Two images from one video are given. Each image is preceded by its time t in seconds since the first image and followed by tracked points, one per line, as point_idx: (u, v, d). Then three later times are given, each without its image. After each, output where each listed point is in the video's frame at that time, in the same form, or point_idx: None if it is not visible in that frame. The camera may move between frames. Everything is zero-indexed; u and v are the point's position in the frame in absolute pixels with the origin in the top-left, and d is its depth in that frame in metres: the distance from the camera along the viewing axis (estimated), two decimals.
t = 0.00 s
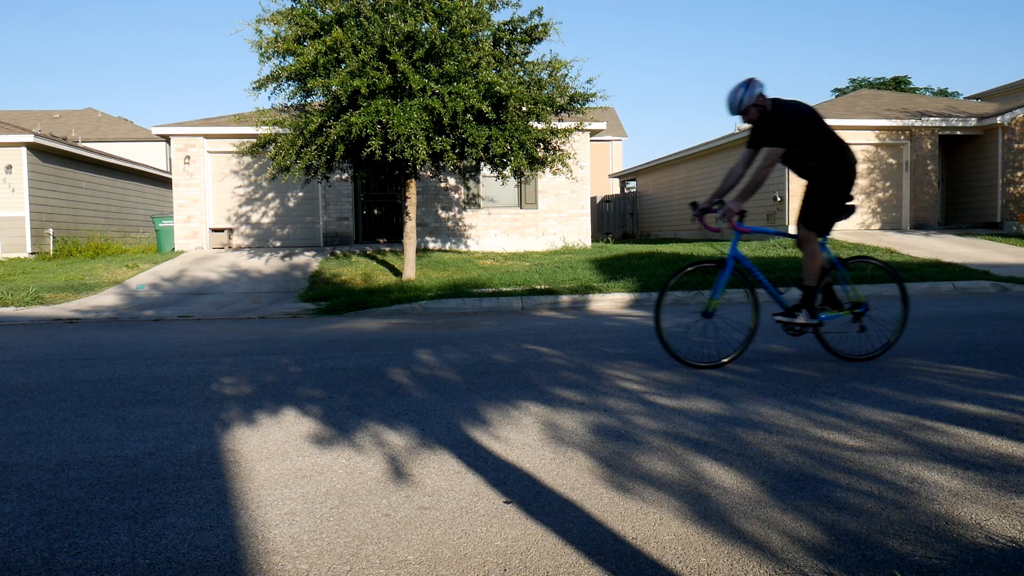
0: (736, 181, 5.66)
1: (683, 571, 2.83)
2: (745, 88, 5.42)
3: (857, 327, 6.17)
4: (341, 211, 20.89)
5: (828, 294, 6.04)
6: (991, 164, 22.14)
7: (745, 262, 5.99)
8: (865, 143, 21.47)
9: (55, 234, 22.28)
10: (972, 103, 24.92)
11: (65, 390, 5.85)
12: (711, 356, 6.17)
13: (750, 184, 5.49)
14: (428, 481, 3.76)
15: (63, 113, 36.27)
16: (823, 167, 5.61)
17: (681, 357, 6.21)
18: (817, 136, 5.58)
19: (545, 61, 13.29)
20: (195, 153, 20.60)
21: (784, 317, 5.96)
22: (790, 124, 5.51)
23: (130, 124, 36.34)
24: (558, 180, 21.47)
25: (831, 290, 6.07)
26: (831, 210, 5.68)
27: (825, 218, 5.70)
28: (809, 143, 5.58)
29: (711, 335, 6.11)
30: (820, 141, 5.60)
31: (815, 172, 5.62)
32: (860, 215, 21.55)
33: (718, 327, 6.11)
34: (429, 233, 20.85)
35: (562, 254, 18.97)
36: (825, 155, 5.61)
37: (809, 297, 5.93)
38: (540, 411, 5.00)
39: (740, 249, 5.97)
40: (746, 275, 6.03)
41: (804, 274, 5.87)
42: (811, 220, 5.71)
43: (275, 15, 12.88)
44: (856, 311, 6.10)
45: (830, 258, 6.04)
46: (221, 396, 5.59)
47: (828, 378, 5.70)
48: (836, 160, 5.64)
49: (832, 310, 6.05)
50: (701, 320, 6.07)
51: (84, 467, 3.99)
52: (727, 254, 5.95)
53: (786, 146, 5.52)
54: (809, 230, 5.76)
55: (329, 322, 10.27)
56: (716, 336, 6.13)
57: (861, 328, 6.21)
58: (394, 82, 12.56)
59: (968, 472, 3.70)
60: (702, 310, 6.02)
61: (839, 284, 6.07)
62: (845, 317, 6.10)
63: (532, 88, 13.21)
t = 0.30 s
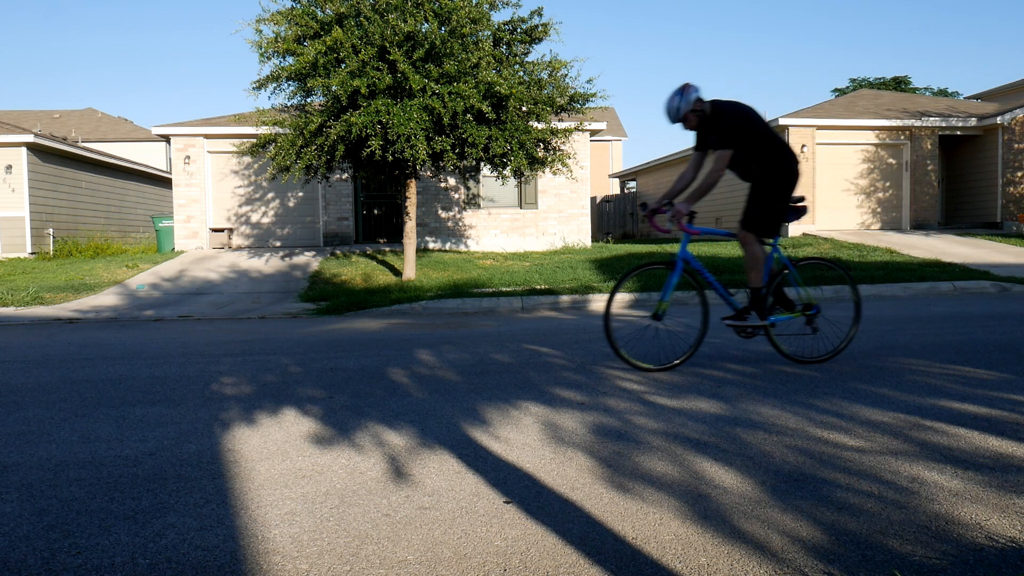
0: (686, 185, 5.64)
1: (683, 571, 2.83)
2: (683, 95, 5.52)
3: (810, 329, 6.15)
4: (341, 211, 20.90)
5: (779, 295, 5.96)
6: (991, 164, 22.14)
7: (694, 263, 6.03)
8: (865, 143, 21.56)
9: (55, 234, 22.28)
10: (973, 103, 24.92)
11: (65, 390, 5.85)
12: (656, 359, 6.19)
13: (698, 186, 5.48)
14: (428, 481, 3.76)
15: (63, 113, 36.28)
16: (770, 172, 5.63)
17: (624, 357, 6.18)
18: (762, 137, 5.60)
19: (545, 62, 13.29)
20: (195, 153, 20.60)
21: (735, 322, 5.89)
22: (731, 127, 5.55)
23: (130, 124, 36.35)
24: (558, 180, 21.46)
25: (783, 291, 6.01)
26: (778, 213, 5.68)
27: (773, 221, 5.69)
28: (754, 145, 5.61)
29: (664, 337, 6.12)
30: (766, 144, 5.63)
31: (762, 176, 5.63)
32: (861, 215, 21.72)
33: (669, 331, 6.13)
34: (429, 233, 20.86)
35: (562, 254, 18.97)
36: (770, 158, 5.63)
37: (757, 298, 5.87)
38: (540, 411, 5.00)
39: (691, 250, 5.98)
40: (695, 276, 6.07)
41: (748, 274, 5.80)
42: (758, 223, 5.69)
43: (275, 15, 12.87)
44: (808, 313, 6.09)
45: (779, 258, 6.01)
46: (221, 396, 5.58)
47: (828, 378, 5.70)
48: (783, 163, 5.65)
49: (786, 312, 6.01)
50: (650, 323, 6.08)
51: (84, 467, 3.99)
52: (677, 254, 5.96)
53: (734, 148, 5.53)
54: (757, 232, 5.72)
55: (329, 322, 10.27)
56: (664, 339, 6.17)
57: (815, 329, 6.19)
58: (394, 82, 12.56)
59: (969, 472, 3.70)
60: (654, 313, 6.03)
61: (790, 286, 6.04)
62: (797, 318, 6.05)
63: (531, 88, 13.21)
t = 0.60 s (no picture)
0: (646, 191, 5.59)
1: (683, 571, 2.82)
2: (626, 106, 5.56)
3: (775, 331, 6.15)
4: (341, 211, 20.91)
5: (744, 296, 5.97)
6: (991, 164, 22.15)
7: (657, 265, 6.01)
8: (865, 143, 21.56)
9: (55, 234, 22.28)
10: (973, 102, 24.92)
11: (65, 390, 5.86)
12: (615, 360, 6.14)
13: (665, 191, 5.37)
14: (428, 481, 3.76)
15: (62, 113, 36.29)
16: (727, 180, 5.59)
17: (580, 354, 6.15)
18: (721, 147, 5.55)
19: (544, 62, 13.29)
20: (195, 153, 20.61)
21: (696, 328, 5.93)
22: (690, 133, 5.48)
23: (130, 124, 36.37)
24: (558, 180, 21.46)
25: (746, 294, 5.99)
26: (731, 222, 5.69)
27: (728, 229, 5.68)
28: (712, 154, 5.54)
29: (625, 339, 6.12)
30: (724, 153, 5.57)
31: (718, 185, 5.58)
32: (860, 215, 21.75)
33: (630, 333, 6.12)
34: (429, 233, 20.87)
35: (562, 254, 18.97)
36: (727, 165, 5.58)
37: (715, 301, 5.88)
38: (540, 411, 5.00)
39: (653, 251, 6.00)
40: (660, 278, 6.09)
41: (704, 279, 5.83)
42: (714, 229, 5.62)
43: (275, 15, 12.87)
44: (773, 314, 6.10)
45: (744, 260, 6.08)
46: (221, 396, 5.59)
47: (828, 378, 5.70)
48: (739, 172, 5.62)
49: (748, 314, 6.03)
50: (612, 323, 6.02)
51: (84, 467, 3.99)
52: (639, 255, 5.95)
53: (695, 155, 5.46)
54: (706, 238, 5.65)
55: (328, 322, 10.27)
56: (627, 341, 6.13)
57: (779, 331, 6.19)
58: (394, 81, 12.56)
59: (969, 473, 3.69)
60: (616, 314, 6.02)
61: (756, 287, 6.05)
62: (761, 320, 6.06)
63: (531, 88, 13.22)
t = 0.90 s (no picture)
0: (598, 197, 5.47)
1: (683, 571, 2.82)
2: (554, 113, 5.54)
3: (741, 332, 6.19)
4: (342, 211, 20.91)
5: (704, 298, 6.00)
6: (991, 164, 22.15)
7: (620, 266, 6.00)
8: (865, 143, 21.57)
9: (55, 234, 22.28)
10: (973, 102, 24.92)
11: (64, 390, 5.85)
12: (580, 364, 6.09)
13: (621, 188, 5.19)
14: (429, 481, 3.76)
15: (62, 113, 36.30)
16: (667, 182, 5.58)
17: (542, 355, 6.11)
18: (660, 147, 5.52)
19: (544, 62, 13.30)
20: (195, 153, 20.61)
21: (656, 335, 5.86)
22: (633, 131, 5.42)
23: (130, 124, 36.38)
24: (558, 180, 21.45)
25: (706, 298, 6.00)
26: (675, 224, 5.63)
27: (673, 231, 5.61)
28: (652, 156, 5.51)
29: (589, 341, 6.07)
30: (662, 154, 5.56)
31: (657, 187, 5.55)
32: (860, 215, 21.74)
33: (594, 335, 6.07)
34: (429, 233, 20.88)
35: (562, 254, 18.97)
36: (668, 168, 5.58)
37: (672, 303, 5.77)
38: (540, 411, 5.00)
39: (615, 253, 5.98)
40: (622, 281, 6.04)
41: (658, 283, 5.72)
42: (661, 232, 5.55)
43: (275, 15, 12.87)
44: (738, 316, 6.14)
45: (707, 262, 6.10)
46: (221, 396, 5.58)
47: (828, 378, 5.71)
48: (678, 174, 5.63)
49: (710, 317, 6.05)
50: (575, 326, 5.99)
51: (84, 467, 3.99)
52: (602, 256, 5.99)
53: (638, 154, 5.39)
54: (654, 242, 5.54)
55: (329, 322, 10.26)
56: (590, 344, 6.07)
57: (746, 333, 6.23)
58: (394, 82, 12.56)
59: (969, 473, 3.69)
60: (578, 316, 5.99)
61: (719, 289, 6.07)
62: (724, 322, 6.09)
63: (531, 88, 13.22)
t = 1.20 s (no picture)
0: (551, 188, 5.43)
1: (683, 571, 2.83)
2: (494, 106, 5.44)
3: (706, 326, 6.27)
4: (342, 211, 20.91)
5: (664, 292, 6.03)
6: (991, 164, 22.15)
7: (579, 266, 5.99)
8: (865, 143, 21.57)
9: (55, 234, 22.29)
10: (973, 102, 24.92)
11: (64, 390, 5.85)
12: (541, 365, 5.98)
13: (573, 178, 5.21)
14: (428, 481, 3.76)
15: (63, 113, 36.30)
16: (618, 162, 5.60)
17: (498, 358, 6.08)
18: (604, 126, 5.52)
19: (544, 62, 13.30)
20: (195, 153, 20.61)
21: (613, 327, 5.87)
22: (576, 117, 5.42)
23: (130, 124, 36.39)
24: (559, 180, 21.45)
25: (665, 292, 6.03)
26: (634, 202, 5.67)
27: (632, 209, 5.63)
28: (599, 138, 5.50)
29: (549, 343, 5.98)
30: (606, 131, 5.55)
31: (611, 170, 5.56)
32: (860, 215, 21.75)
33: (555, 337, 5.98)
34: (429, 233, 20.89)
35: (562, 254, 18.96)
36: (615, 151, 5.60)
37: (627, 297, 5.81)
38: (540, 411, 5.00)
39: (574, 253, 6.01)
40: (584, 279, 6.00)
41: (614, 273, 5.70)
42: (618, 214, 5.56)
43: (275, 15, 12.88)
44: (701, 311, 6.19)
45: (670, 256, 6.06)
46: (221, 396, 5.58)
47: (828, 378, 5.70)
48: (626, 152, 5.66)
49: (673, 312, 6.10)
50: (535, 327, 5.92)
51: (84, 467, 3.99)
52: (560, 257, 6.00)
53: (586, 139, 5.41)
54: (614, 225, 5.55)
55: (330, 322, 10.26)
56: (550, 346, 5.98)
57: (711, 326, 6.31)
58: (394, 81, 12.56)
59: (969, 473, 3.69)
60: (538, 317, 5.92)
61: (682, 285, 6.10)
62: (688, 317, 6.15)
63: (531, 88, 13.21)
